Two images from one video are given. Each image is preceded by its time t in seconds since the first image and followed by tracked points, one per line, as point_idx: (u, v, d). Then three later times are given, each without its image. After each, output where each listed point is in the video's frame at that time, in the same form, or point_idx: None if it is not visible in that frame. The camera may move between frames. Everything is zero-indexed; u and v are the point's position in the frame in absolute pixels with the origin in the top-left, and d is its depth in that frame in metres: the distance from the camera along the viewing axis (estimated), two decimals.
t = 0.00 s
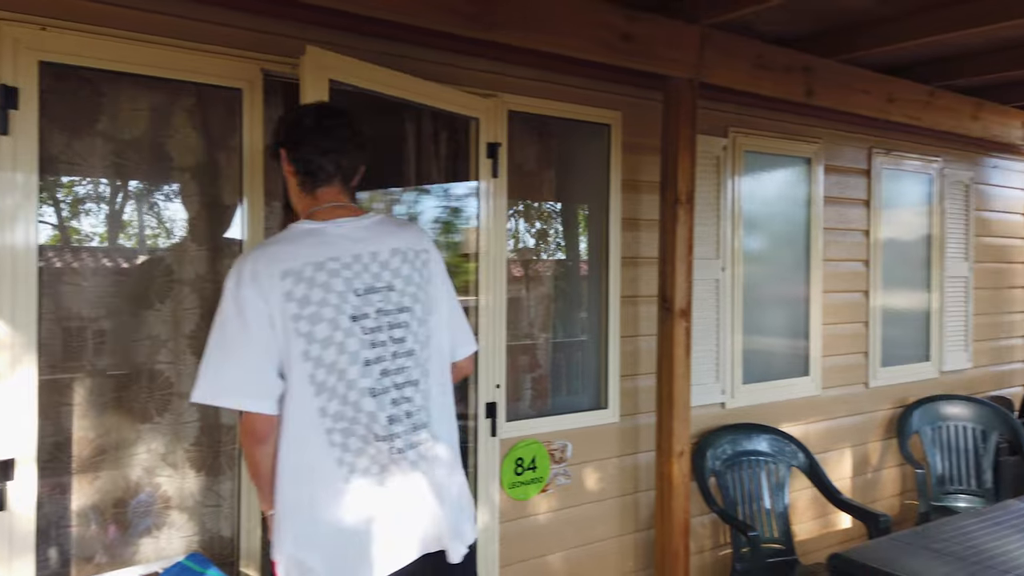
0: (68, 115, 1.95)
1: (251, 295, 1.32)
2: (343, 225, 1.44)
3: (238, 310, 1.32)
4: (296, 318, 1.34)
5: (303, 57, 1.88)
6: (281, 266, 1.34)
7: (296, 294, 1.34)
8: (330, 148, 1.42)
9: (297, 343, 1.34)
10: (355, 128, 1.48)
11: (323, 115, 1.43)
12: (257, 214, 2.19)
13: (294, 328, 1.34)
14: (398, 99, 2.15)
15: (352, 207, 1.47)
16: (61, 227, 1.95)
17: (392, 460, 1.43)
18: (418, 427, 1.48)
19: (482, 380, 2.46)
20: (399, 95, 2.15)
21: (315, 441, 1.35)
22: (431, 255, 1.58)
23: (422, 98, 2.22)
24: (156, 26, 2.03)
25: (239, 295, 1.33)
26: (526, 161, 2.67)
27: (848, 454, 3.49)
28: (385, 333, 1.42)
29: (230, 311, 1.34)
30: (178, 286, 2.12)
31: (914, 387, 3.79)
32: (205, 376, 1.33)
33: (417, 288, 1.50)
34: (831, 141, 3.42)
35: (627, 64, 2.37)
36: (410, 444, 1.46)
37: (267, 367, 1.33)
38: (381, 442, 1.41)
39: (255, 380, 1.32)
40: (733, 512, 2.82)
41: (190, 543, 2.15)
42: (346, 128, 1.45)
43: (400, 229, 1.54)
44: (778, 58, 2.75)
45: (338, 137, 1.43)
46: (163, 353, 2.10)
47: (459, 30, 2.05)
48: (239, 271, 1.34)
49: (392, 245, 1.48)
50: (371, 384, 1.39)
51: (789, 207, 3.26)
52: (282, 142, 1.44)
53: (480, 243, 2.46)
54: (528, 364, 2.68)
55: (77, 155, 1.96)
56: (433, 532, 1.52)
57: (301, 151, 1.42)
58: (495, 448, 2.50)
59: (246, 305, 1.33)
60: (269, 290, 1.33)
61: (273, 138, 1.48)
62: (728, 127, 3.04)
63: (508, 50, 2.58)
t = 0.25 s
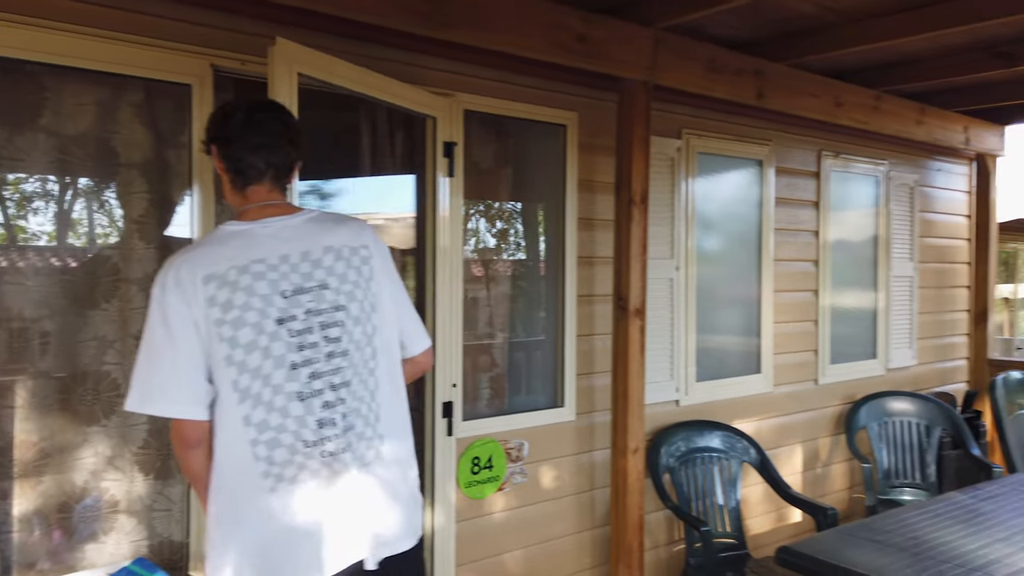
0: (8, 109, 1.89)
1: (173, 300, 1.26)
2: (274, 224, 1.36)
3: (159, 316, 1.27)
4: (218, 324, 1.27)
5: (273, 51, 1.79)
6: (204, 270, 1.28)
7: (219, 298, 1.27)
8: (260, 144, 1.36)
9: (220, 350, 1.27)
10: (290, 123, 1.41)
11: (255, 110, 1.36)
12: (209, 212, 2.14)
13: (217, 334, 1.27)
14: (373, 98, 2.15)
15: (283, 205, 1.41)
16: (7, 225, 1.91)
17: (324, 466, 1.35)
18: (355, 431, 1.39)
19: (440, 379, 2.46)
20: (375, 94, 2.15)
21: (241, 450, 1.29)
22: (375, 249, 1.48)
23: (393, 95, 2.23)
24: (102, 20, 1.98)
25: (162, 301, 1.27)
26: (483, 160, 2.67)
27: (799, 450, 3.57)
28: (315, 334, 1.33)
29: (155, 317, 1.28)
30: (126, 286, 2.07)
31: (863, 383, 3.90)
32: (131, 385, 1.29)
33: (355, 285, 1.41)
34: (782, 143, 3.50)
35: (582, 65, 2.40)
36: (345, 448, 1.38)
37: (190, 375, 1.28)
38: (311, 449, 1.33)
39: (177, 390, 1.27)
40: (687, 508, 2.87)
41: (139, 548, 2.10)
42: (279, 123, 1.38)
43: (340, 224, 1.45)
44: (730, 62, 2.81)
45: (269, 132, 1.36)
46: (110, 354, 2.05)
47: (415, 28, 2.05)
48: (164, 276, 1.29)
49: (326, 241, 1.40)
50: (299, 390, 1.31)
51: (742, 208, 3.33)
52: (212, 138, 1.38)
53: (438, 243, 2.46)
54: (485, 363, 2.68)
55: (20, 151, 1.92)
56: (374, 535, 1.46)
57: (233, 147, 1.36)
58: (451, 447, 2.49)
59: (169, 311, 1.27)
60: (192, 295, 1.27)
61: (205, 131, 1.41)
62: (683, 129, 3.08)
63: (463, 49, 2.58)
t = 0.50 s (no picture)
0: None
1: (102, 302, 1.27)
2: (205, 224, 1.35)
3: (89, 318, 1.27)
4: (145, 325, 1.27)
5: (246, 42, 1.73)
6: (131, 272, 1.28)
7: (146, 300, 1.27)
8: (194, 142, 1.37)
9: (147, 351, 1.27)
10: (227, 120, 1.42)
11: (190, 107, 1.38)
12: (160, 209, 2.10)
13: (143, 335, 1.27)
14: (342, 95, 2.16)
15: (221, 202, 1.42)
16: None
17: (257, 469, 1.32)
18: (292, 432, 1.35)
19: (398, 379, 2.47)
20: (343, 92, 2.17)
21: (168, 453, 1.27)
22: (316, 245, 1.45)
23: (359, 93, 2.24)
24: (47, 12, 1.93)
25: (91, 303, 1.28)
26: (440, 159, 2.67)
27: (753, 446, 3.64)
28: (244, 334, 1.31)
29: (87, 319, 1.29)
30: (72, 285, 2.02)
31: (814, 381, 3.99)
32: (65, 388, 1.29)
33: (290, 282, 1.38)
34: (736, 145, 3.57)
35: (537, 65, 2.42)
36: (279, 451, 1.34)
37: (119, 377, 1.27)
38: (240, 451, 1.30)
39: (106, 391, 1.27)
40: (643, 505, 2.91)
41: (87, 553, 2.05)
42: (214, 118, 1.39)
43: (278, 222, 1.43)
44: (684, 65, 2.89)
45: (203, 129, 1.38)
46: (55, 355, 2.00)
47: (370, 25, 2.06)
48: (96, 279, 1.29)
49: (260, 240, 1.38)
50: (226, 390, 1.28)
51: (696, 208, 3.38)
52: (149, 135, 1.39)
53: (395, 241, 2.46)
54: (443, 362, 2.68)
55: None
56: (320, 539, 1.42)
57: (169, 145, 1.37)
58: (408, 446, 2.49)
59: (98, 313, 1.27)
60: (121, 297, 1.27)
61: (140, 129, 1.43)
62: (639, 130, 3.12)
63: (416, 46, 2.56)
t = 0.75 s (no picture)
0: None
1: (41, 302, 1.32)
2: (144, 222, 1.36)
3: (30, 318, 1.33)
4: (78, 325, 1.30)
5: (221, 35, 1.69)
6: (69, 272, 1.32)
7: (80, 299, 1.30)
8: (139, 139, 1.36)
9: (82, 351, 1.30)
10: (173, 115, 1.41)
11: (134, 103, 1.36)
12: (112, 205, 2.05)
13: (78, 334, 1.30)
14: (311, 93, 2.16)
15: (167, 199, 1.41)
16: None
17: (189, 471, 1.31)
18: (229, 434, 1.33)
19: (358, 378, 2.45)
20: (313, 90, 2.17)
21: (101, 451, 1.30)
22: (262, 240, 1.42)
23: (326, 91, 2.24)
24: None
25: (32, 303, 1.33)
26: (401, 157, 2.66)
27: (711, 443, 3.69)
28: (176, 334, 1.30)
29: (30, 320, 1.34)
30: (20, 283, 1.97)
31: (770, 378, 4.06)
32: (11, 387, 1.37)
33: (227, 280, 1.35)
34: (695, 146, 3.62)
35: (498, 64, 2.43)
36: (214, 453, 1.32)
37: (57, 375, 1.33)
38: (171, 453, 1.30)
39: (46, 388, 1.33)
40: (603, 502, 2.93)
41: (35, 559, 2.00)
42: (159, 115, 1.38)
43: (222, 217, 1.41)
44: (642, 66, 2.93)
45: (148, 126, 1.37)
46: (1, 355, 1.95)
47: (328, 22, 2.04)
48: (38, 279, 1.34)
49: (198, 237, 1.36)
50: (156, 390, 1.29)
51: (656, 208, 3.42)
52: (95, 133, 1.38)
53: (356, 240, 2.44)
54: (404, 361, 2.67)
55: None
56: (269, 539, 1.40)
57: (113, 143, 1.36)
58: (369, 445, 2.48)
59: (38, 313, 1.33)
60: (58, 297, 1.32)
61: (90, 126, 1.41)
62: (599, 130, 3.15)
63: (376, 44, 2.53)
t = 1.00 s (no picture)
0: None
1: None
2: (93, 220, 1.39)
3: None
4: (24, 322, 1.35)
5: (202, 26, 1.70)
6: (18, 270, 1.37)
7: (26, 297, 1.35)
8: (93, 137, 1.37)
9: (27, 349, 1.34)
10: (128, 112, 1.41)
11: (89, 100, 1.37)
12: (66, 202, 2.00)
13: (24, 331, 1.35)
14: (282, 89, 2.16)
15: (120, 196, 1.43)
16: None
17: (127, 471, 1.32)
18: (173, 433, 1.34)
19: (321, 378, 2.44)
20: (283, 85, 2.16)
21: (44, 449, 1.34)
22: (211, 236, 1.43)
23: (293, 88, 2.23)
24: None
25: None
26: (364, 155, 2.64)
27: (674, 441, 3.73)
28: (117, 331, 1.33)
29: None
30: None
31: (731, 376, 4.12)
32: None
33: (171, 276, 1.37)
34: (658, 147, 3.66)
35: (462, 63, 2.43)
36: (154, 452, 1.33)
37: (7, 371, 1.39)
38: (110, 452, 1.32)
39: None
40: (567, 500, 2.95)
41: None
42: (113, 112, 1.39)
43: (173, 214, 1.43)
44: (605, 67, 2.96)
45: (103, 124, 1.38)
46: None
47: (289, 17, 2.02)
48: None
49: (144, 234, 1.38)
50: (96, 388, 1.32)
51: (620, 208, 3.45)
52: (49, 130, 1.40)
53: (318, 239, 2.42)
54: (367, 361, 2.66)
55: None
56: (220, 541, 1.40)
57: (67, 140, 1.38)
58: (332, 445, 2.47)
59: None
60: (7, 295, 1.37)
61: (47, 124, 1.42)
62: (563, 130, 3.16)
63: (339, 41, 2.51)
